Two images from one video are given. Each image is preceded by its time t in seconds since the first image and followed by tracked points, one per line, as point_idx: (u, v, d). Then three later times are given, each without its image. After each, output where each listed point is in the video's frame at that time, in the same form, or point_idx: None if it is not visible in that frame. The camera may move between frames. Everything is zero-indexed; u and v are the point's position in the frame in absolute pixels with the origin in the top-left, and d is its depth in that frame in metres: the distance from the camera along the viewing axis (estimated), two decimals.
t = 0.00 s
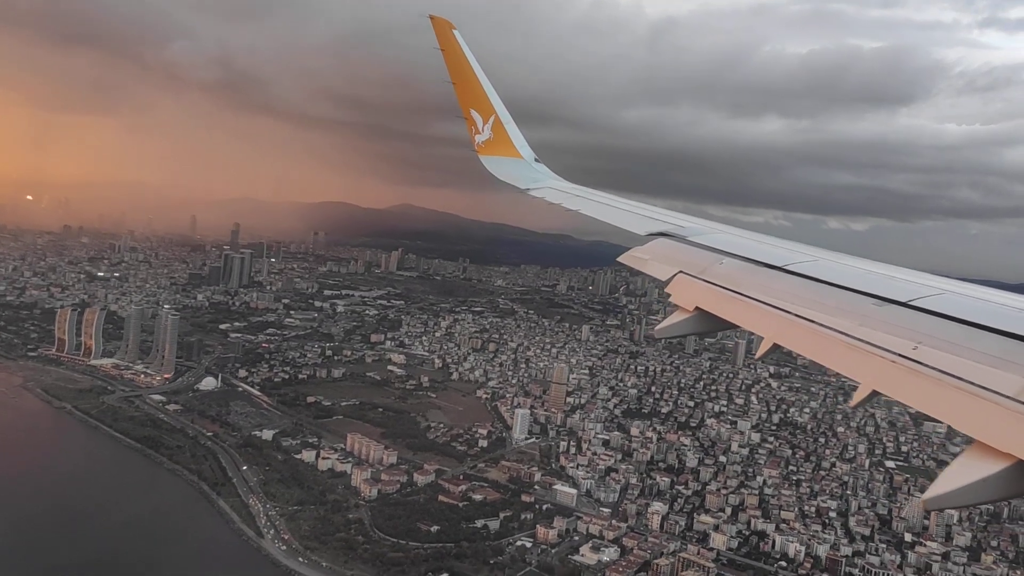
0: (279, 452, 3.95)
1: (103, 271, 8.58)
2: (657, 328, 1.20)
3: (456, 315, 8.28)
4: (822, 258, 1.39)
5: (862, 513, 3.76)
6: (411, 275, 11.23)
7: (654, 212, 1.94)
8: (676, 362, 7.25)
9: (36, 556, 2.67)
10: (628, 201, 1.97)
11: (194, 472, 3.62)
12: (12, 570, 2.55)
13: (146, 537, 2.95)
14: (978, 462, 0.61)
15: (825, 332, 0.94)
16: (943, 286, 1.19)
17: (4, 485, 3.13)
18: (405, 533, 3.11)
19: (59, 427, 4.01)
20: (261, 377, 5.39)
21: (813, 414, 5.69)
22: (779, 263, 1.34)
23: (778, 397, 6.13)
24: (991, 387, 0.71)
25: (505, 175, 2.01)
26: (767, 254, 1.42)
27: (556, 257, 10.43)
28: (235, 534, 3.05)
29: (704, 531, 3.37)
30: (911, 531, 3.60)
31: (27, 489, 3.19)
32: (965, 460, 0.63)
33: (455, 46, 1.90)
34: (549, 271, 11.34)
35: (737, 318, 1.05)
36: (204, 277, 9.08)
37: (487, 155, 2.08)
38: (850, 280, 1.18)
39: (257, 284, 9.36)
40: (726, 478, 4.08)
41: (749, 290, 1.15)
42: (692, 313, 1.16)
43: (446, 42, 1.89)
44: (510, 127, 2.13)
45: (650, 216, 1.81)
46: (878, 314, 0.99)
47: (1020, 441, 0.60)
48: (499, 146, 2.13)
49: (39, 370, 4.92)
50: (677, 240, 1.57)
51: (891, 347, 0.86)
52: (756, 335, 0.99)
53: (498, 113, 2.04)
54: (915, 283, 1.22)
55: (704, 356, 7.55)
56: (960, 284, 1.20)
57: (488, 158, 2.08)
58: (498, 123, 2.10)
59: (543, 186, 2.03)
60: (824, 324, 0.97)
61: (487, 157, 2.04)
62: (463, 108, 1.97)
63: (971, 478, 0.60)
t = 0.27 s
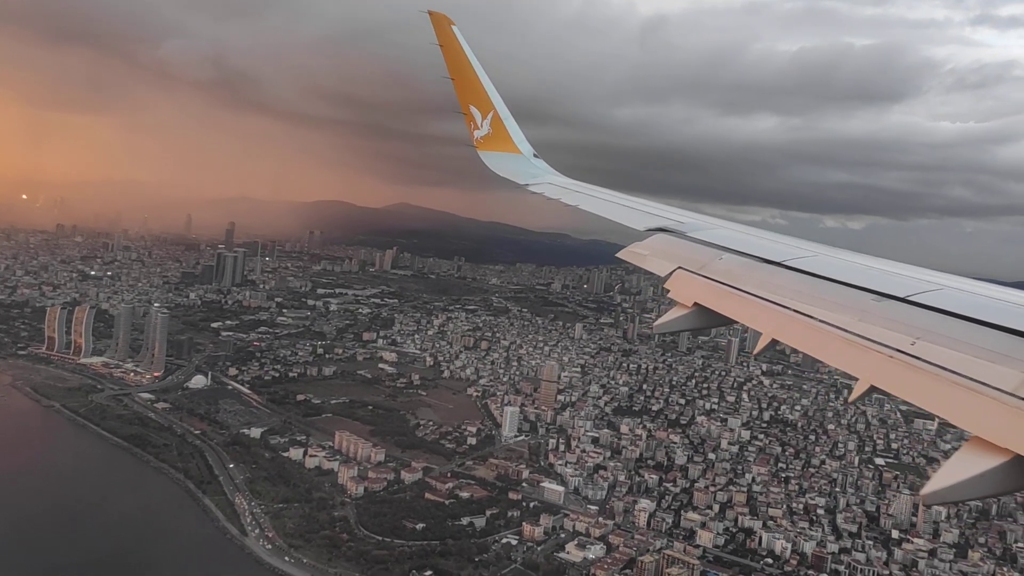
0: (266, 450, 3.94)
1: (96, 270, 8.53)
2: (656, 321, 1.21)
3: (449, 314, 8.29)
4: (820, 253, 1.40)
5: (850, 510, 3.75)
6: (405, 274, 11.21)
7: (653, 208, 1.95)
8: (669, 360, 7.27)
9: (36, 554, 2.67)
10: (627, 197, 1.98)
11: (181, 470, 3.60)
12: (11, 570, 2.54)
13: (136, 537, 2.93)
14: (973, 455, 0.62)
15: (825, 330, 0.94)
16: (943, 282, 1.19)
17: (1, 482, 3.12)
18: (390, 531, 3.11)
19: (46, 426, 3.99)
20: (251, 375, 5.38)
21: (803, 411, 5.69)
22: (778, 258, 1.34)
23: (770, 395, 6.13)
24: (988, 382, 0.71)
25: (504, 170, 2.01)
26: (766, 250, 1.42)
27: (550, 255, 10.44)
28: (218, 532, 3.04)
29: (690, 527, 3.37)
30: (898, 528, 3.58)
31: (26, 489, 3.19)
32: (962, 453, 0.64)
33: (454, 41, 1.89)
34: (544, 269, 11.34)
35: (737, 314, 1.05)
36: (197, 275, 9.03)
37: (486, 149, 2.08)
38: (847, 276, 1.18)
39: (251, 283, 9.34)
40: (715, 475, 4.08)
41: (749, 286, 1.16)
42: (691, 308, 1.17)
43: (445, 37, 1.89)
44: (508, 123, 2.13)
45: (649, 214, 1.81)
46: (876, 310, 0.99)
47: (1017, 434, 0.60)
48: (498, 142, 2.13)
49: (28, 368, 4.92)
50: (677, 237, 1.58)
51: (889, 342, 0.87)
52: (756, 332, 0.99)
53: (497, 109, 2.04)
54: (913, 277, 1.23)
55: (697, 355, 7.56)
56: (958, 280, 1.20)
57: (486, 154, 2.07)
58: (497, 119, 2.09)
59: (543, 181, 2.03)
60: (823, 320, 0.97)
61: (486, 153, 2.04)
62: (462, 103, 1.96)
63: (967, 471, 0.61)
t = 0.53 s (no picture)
0: (253, 450, 3.92)
1: (89, 269, 8.48)
2: (655, 320, 1.18)
3: (442, 314, 8.29)
4: (819, 252, 1.39)
5: (838, 510, 3.71)
6: (400, 274, 11.19)
7: (651, 207, 1.93)
8: (661, 360, 7.28)
9: (36, 553, 2.62)
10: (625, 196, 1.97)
11: (166, 470, 3.56)
12: (11, 570, 2.48)
13: (131, 537, 2.87)
14: (972, 456, 0.61)
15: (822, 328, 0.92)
16: (943, 281, 1.18)
17: None
18: (374, 531, 3.10)
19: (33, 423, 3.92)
20: (241, 376, 5.37)
21: (795, 411, 5.66)
22: (776, 257, 1.33)
23: (762, 395, 6.13)
24: (990, 382, 0.69)
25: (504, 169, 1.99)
26: (765, 249, 1.41)
27: (544, 256, 10.46)
28: (202, 532, 3.01)
29: (677, 527, 3.35)
30: (886, 528, 3.54)
31: (25, 489, 3.08)
32: (962, 454, 0.62)
33: (453, 40, 1.88)
34: (539, 270, 11.35)
35: (734, 313, 1.04)
36: (190, 275, 8.98)
37: (485, 148, 2.06)
38: (846, 275, 1.17)
39: (244, 283, 9.31)
40: (703, 475, 4.07)
41: (746, 284, 1.14)
42: (690, 307, 1.15)
43: (444, 36, 1.87)
44: (507, 122, 2.12)
45: (649, 212, 1.80)
46: (875, 309, 0.98)
47: (1020, 432, 0.58)
48: (496, 141, 2.12)
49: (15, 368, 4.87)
50: (675, 235, 1.57)
51: (888, 340, 0.85)
52: (754, 331, 0.97)
53: (496, 108, 2.02)
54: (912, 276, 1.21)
55: (691, 356, 7.59)
56: (960, 279, 1.19)
57: (485, 153, 2.05)
58: (497, 118, 2.08)
59: (541, 180, 2.01)
60: (821, 318, 0.95)
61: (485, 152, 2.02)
62: (461, 102, 1.95)
63: (966, 472, 0.59)
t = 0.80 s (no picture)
0: (241, 449, 3.91)
1: (82, 268, 8.43)
2: (656, 321, 1.20)
3: (436, 314, 8.29)
4: (819, 253, 1.40)
5: (826, 510, 3.66)
6: (395, 274, 11.16)
7: (651, 207, 1.94)
8: (654, 360, 7.27)
9: (36, 553, 2.67)
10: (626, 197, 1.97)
11: (153, 469, 3.55)
12: (11, 570, 2.53)
13: (125, 537, 2.90)
14: (970, 455, 0.62)
15: (824, 328, 0.94)
16: (941, 281, 1.19)
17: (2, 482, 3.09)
18: (360, 530, 3.09)
19: (24, 425, 3.95)
20: (232, 375, 5.35)
21: (787, 412, 5.63)
22: (776, 258, 1.34)
23: (754, 395, 6.13)
24: (988, 381, 0.71)
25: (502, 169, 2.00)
26: (765, 249, 1.42)
27: (539, 255, 10.45)
28: (187, 531, 3.00)
29: (664, 527, 3.33)
30: (874, 528, 3.48)
31: (25, 489, 3.15)
32: (960, 452, 0.64)
33: (454, 40, 1.89)
34: (534, 270, 11.34)
35: (737, 314, 1.05)
36: (183, 275, 8.95)
37: (484, 148, 2.07)
38: (846, 275, 1.18)
39: (238, 283, 9.28)
40: (692, 474, 4.04)
41: (748, 285, 1.15)
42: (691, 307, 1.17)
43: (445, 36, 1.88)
44: (507, 121, 2.13)
45: (649, 212, 1.81)
46: (874, 309, 0.99)
47: (1017, 432, 0.60)
48: (496, 141, 2.13)
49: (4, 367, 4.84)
50: (675, 235, 1.58)
51: (888, 340, 0.86)
52: (756, 332, 0.99)
53: (496, 108, 2.03)
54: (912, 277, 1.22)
55: (684, 356, 7.61)
56: (960, 279, 1.19)
57: (484, 153, 2.07)
58: (496, 118, 2.09)
59: (541, 180, 2.02)
60: (823, 319, 0.97)
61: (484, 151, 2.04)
62: (461, 102, 1.96)
63: (965, 470, 0.61)
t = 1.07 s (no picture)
0: (230, 448, 3.89)
1: (77, 269, 8.37)
2: (655, 322, 1.19)
3: (431, 314, 8.29)
4: (819, 252, 1.38)
5: (815, 508, 3.62)
6: (391, 274, 11.13)
7: (651, 207, 1.92)
8: (649, 359, 7.27)
9: (36, 553, 2.66)
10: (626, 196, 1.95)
11: (141, 469, 3.53)
12: (11, 570, 2.52)
13: (124, 537, 2.88)
14: (970, 456, 0.61)
15: (823, 328, 0.92)
16: (942, 281, 1.17)
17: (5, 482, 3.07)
18: (346, 529, 3.08)
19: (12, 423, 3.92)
20: (224, 374, 5.34)
21: (780, 411, 5.62)
22: (777, 258, 1.32)
23: (748, 394, 6.12)
24: (989, 381, 0.69)
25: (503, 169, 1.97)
26: (765, 249, 1.41)
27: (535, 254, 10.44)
28: (172, 531, 2.98)
29: (653, 526, 3.31)
30: (863, 526, 3.45)
31: (26, 488, 3.10)
32: (960, 453, 0.63)
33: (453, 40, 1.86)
34: (531, 269, 11.34)
35: (736, 314, 1.04)
36: (178, 275, 8.91)
37: (485, 150, 2.05)
38: (847, 275, 1.17)
39: (233, 283, 9.24)
40: (683, 473, 4.02)
41: (747, 285, 1.14)
42: (691, 307, 1.16)
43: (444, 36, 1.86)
44: (508, 122, 2.10)
45: (648, 212, 1.79)
46: (873, 309, 0.98)
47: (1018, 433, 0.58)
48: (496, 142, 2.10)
49: None
50: (675, 236, 1.56)
51: (887, 340, 0.85)
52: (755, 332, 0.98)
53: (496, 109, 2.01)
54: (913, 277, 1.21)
55: (679, 356, 7.61)
56: (963, 280, 1.18)
57: (485, 154, 2.04)
58: (496, 119, 2.06)
59: (542, 180, 1.99)
60: (821, 318, 0.95)
61: (485, 152, 2.01)
62: (460, 103, 1.94)
63: (965, 472, 0.59)
